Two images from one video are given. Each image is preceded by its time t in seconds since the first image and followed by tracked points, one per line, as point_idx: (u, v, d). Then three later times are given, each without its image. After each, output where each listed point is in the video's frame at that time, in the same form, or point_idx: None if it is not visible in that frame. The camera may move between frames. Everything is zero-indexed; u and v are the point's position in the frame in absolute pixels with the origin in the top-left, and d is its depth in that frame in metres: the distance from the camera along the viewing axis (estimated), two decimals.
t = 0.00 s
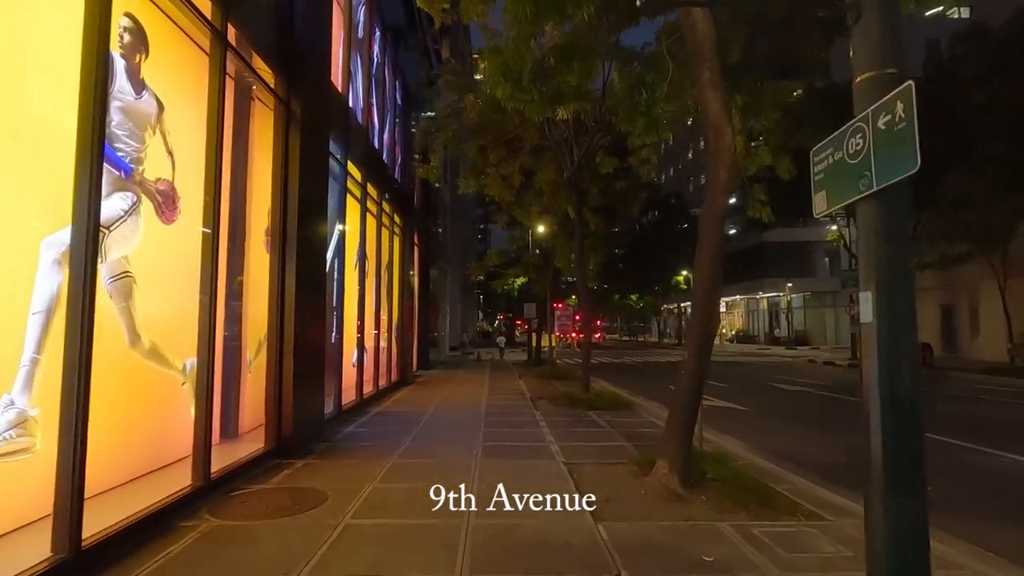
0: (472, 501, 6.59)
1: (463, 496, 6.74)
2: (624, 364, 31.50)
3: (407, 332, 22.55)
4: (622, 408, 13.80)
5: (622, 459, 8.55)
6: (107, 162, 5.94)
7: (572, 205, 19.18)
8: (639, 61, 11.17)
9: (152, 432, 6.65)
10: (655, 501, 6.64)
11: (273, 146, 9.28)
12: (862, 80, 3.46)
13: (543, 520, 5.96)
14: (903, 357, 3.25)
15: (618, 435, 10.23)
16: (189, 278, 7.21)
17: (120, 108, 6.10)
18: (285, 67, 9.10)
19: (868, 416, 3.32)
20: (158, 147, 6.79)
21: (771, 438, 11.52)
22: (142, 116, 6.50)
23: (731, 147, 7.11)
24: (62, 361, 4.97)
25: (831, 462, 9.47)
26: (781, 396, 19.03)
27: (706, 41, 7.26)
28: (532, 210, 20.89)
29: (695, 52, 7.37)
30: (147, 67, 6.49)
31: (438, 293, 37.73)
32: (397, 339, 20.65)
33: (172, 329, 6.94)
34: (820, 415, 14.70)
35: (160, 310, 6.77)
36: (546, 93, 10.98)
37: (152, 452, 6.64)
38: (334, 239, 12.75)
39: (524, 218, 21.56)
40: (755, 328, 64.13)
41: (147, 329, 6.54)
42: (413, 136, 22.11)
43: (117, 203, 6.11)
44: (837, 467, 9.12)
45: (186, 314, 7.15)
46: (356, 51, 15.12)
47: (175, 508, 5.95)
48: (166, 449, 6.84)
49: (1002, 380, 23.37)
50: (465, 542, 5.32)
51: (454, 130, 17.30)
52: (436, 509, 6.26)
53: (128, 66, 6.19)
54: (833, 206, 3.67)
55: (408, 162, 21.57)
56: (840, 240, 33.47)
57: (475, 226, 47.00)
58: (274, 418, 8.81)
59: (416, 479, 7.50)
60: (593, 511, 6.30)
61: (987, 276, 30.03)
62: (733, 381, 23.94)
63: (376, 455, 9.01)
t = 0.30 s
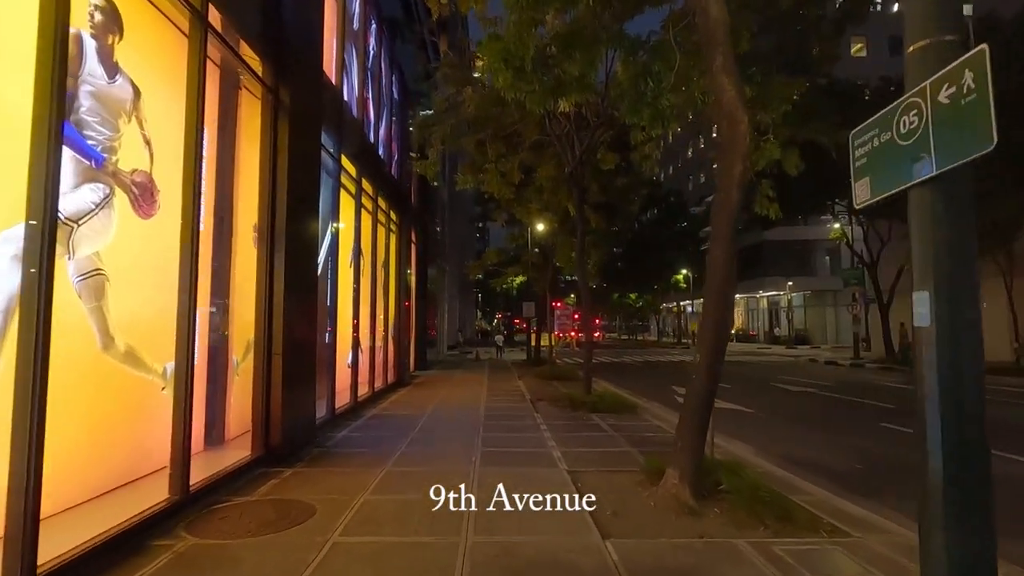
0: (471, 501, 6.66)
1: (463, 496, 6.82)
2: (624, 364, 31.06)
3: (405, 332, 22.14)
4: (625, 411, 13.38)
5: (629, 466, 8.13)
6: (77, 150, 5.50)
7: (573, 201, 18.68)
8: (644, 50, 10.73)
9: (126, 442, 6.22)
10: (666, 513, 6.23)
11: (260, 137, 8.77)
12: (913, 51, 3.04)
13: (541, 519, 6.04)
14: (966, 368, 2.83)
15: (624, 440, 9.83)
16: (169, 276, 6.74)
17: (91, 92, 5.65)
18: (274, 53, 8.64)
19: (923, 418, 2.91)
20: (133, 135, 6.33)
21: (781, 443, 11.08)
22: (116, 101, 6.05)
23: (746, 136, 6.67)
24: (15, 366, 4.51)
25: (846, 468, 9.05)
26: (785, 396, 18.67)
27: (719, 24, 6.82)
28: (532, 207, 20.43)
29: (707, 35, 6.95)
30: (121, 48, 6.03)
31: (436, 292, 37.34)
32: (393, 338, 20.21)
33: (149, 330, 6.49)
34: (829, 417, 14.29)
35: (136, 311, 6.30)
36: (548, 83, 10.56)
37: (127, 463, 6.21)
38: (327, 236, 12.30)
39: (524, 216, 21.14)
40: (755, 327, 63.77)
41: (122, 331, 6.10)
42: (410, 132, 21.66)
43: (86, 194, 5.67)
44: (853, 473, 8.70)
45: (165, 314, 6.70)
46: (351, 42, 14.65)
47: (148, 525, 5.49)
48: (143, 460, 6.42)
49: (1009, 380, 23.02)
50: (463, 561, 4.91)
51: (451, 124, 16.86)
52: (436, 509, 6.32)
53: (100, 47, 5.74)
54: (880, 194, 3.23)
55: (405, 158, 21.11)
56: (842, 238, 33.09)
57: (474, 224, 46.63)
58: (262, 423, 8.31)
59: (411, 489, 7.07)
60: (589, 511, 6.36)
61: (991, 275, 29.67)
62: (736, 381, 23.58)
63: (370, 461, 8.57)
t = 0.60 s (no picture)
0: (471, 501, 6.43)
1: (464, 496, 6.60)
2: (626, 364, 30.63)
3: (403, 331, 21.68)
4: (629, 411, 12.94)
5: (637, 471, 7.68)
6: (41, 130, 5.10)
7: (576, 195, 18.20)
8: (651, 36, 10.29)
9: (97, 444, 5.83)
10: (678, 523, 5.80)
11: (246, 125, 8.29)
12: None
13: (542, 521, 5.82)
14: None
15: (630, 442, 9.39)
16: (142, 266, 6.14)
17: (56, 68, 5.24)
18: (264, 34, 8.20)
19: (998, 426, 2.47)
20: (107, 116, 5.92)
21: (793, 445, 10.64)
22: (86, 80, 5.65)
23: (764, 118, 6.23)
24: None
25: (864, 472, 8.62)
26: (792, 396, 18.23)
27: None
28: (533, 202, 19.95)
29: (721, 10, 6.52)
30: (91, 22, 5.66)
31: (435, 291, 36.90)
32: (391, 337, 19.79)
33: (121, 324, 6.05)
34: (839, 417, 13.86)
35: (106, 304, 5.87)
36: (551, 68, 10.12)
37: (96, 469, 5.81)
38: (321, 229, 11.86)
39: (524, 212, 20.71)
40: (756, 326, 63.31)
41: (91, 324, 5.71)
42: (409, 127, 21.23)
43: (52, 178, 5.27)
44: (872, 478, 8.26)
45: (139, 308, 6.14)
46: (346, 30, 14.22)
47: (115, 535, 5.07)
48: (116, 463, 6.01)
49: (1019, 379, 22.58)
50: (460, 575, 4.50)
51: (450, 117, 16.43)
52: (435, 509, 6.14)
53: (68, 20, 5.34)
54: (940, 165, 3.29)
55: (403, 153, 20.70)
56: (847, 236, 32.65)
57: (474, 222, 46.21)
58: (249, 424, 7.81)
59: (405, 495, 6.64)
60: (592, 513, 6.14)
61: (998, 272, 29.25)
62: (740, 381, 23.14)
63: (363, 465, 8.13)
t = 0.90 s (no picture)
0: (471, 501, 6.54)
1: (464, 496, 6.69)
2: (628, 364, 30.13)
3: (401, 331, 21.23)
4: (635, 415, 12.46)
5: (648, 484, 7.20)
6: None
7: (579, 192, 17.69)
8: (659, 22, 9.79)
9: (63, 458, 5.36)
10: (696, 544, 5.34)
11: (232, 113, 7.80)
12: None
13: (540, 520, 5.88)
14: None
15: (638, 450, 8.92)
16: (115, 266, 5.75)
17: (14, 45, 4.81)
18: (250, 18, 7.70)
19: None
20: (76, 100, 5.45)
21: (807, 452, 10.17)
22: (52, 60, 5.20)
23: (788, 102, 5.74)
24: None
25: (886, 482, 8.15)
26: (800, 398, 17.76)
27: None
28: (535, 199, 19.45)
29: None
30: None
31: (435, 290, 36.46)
32: (389, 337, 19.32)
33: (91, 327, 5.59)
34: (852, 421, 13.38)
35: (73, 308, 5.42)
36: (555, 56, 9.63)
37: (62, 484, 5.35)
38: (315, 226, 11.38)
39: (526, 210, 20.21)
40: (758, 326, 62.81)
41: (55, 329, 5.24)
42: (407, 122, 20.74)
43: (11, 165, 4.82)
44: (897, 489, 7.78)
45: (113, 310, 5.74)
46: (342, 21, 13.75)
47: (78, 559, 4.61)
48: (85, 478, 5.54)
49: None
50: None
51: (450, 111, 15.74)
52: (435, 510, 6.23)
53: None
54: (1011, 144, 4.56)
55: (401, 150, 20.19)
56: (853, 234, 32.16)
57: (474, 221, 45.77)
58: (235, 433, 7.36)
59: (399, 510, 6.16)
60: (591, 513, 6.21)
61: (1007, 271, 28.79)
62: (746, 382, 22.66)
63: (356, 476, 7.65)
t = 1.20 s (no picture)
0: (472, 501, 6.41)
1: (464, 496, 6.60)
2: (632, 364, 29.65)
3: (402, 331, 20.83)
4: (643, 418, 11.97)
5: (663, 492, 6.73)
6: None
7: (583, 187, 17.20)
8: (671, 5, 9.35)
9: (27, 466, 4.92)
10: (719, 560, 4.89)
11: (219, 97, 7.33)
12: None
13: (545, 525, 5.67)
14: None
15: (649, 456, 8.47)
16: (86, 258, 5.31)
17: None
18: None
19: None
20: (43, 77, 5.03)
21: (825, 456, 9.71)
22: (16, 32, 4.75)
23: (819, 79, 5.29)
24: None
25: (913, 489, 7.68)
26: (811, 399, 17.28)
27: None
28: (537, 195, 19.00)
29: None
30: None
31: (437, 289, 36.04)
32: (388, 337, 18.84)
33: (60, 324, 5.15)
34: (868, 423, 12.94)
35: (36, 302, 4.99)
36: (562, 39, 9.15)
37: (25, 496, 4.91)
38: (311, 221, 10.95)
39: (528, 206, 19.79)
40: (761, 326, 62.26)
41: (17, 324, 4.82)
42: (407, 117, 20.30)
43: None
44: (927, 497, 7.32)
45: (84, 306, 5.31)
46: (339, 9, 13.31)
47: None
48: (54, 488, 5.11)
49: None
50: None
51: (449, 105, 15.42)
52: (436, 509, 6.16)
53: None
54: None
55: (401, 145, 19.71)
56: (860, 232, 31.66)
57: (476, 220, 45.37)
58: (221, 438, 6.91)
59: (396, 522, 5.71)
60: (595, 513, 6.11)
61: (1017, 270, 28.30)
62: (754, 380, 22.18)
63: (351, 483, 7.20)
